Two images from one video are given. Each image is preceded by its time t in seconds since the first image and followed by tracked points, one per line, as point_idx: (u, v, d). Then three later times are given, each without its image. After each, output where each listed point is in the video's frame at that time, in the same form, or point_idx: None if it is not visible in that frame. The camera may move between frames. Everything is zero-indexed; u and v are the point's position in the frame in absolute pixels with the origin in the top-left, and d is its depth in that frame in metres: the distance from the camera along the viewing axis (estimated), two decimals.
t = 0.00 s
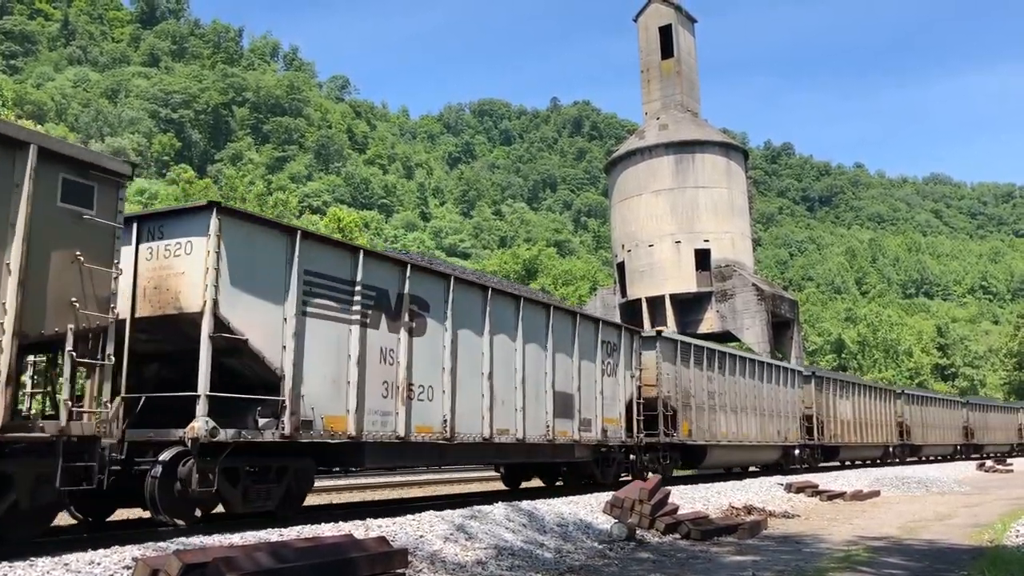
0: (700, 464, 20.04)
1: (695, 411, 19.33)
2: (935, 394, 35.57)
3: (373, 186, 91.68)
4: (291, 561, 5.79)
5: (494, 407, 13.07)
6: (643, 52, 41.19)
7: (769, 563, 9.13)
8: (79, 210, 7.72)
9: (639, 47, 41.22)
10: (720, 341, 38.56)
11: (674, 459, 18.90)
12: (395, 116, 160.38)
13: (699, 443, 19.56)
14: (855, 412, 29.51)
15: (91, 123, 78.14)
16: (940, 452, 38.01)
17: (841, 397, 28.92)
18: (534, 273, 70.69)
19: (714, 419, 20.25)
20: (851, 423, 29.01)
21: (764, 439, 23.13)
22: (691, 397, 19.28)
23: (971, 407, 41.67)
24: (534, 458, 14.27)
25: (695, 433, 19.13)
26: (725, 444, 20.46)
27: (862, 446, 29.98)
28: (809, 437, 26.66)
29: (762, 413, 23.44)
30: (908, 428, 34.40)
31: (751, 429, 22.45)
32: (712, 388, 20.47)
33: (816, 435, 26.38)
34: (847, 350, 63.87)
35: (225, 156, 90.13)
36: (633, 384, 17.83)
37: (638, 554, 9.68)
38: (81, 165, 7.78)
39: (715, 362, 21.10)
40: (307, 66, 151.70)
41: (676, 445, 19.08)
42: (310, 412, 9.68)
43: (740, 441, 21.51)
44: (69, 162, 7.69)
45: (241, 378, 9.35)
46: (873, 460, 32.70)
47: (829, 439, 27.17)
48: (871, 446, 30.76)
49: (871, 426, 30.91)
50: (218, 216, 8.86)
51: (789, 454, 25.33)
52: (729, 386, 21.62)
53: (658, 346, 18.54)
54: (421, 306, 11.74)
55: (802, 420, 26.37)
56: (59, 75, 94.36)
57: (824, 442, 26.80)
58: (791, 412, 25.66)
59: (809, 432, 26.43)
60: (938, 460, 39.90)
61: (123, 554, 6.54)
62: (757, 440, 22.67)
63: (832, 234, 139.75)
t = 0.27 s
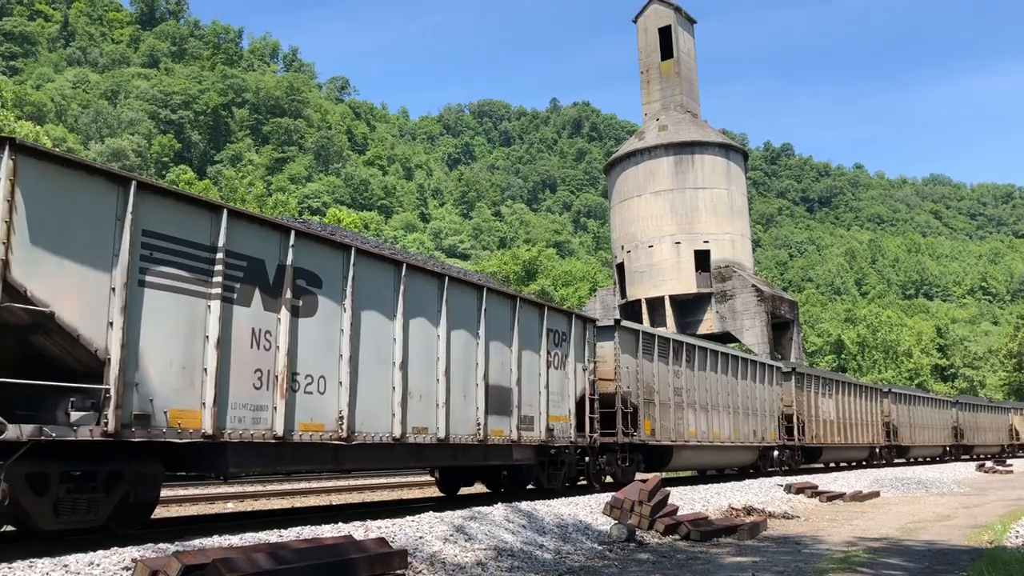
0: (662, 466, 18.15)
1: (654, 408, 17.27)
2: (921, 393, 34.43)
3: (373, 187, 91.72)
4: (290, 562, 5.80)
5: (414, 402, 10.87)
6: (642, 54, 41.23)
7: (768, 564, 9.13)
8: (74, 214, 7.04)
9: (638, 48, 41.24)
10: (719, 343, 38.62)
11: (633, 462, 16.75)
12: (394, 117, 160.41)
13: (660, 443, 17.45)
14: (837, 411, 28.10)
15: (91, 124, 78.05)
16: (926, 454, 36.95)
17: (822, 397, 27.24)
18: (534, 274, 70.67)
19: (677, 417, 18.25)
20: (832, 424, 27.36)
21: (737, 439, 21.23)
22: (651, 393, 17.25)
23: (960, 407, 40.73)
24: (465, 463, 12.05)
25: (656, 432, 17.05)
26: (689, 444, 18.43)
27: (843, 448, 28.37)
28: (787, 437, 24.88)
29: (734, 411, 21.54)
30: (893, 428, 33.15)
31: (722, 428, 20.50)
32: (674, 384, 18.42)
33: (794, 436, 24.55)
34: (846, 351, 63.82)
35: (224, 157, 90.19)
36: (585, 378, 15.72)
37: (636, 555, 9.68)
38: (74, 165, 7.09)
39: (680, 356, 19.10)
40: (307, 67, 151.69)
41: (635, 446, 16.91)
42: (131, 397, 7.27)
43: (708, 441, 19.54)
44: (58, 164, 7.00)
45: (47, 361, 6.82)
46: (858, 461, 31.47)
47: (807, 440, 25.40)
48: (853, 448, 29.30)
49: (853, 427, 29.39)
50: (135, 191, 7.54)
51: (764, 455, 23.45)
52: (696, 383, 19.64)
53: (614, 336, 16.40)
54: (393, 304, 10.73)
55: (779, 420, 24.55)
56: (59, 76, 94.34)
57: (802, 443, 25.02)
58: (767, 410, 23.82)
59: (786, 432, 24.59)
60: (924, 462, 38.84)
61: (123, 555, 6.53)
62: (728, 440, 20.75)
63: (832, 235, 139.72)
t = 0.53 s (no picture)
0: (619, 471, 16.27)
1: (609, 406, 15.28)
2: (909, 391, 33.38)
3: (372, 188, 91.73)
4: (289, 562, 5.78)
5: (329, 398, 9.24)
6: (642, 55, 41.23)
7: (767, 565, 9.12)
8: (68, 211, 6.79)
9: (638, 49, 41.23)
10: (718, 344, 38.66)
11: (582, 466, 14.82)
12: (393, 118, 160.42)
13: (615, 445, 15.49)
14: (818, 410, 26.45)
15: (90, 125, 77.97)
16: (915, 455, 35.99)
17: (803, 395, 25.66)
18: (533, 275, 70.65)
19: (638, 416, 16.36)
20: (813, 424, 25.82)
21: (708, 439, 19.46)
22: (606, 388, 15.30)
23: (949, 407, 39.94)
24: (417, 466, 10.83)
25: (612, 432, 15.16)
26: (651, 445, 16.60)
27: (825, 448, 26.86)
28: (764, 437, 23.22)
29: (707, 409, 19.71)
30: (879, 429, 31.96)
31: (690, 427, 18.66)
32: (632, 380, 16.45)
33: (772, 436, 22.88)
34: (846, 352, 63.80)
35: (223, 158, 90.16)
36: (528, 370, 13.67)
37: (636, 556, 9.65)
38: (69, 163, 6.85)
39: (643, 349, 17.20)
40: (306, 68, 151.67)
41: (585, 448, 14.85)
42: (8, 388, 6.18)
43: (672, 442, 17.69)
44: (56, 161, 6.78)
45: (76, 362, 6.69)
46: (843, 463, 30.02)
47: (787, 441, 23.77)
48: (837, 449, 27.91)
49: (836, 426, 27.95)
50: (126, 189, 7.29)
51: (739, 457, 21.71)
52: (661, 378, 17.71)
53: (565, 322, 14.34)
54: (386, 306, 10.39)
55: (755, 418, 22.87)
56: (58, 77, 94.32)
57: (781, 444, 23.37)
58: (743, 409, 22.04)
59: (763, 432, 22.93)
60: (913, 464, 37.90)
61: (121, 556, 6.51)
62: (697, 440, 18.95)
63: (831, 236, 139.72)
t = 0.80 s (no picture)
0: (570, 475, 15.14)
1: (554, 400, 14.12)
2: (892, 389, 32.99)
3: (371, 189, 91.78)
4: (287, 563, 5.78)
5: (284, 396, 8.95)
6: (640, 55, 41.25)
7: (766, 566, 9.12)
8: (55, 210, 6.76)
9: (637, 50, 41.25)
10: (717, 344, 38.69)
11: (526, 467, 13.62)
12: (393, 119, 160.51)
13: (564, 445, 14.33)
14: (797, 409, 25.79)
15: (89, 125, 77.93)
16: (902, 456, 35.53)
17: (779, 394, 24.86)
18: (532, 276, 70.67)
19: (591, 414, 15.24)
20: (791, 423, 25.06)
21: (673, 439, 18.53)
22: (551, 381, 14.14)
23: (937, 405, 39.49)
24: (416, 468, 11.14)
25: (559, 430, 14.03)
26: (607, 444, 15.57)
27: (805, 449, 26.11)
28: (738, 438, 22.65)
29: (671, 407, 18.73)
30: (863, 428, 31.47)
31: (653, 425, 17.64)
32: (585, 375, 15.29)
33: (746, 436, 22.39)
34: (844, 353, 63.85)
35: (222, 158, 90.20)
36: (455, 360, 12.35)
37: (635, 556, 9.67)
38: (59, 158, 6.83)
39: (599, 341, 16.07)
40: (305, 69, 151.72)
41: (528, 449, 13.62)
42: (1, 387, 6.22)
43: (631, 441, 16.64)
44: (49, 159, 6.79)
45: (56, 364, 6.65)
46: (826, 464, 29.51)
47: (762, 440, 22.98)
48: (816, 450, 27.25)
49: (815, 426, 27.27)
50: (115, 187, 7.28)
51: (710, 457, 20.82)
52: (619, 373, 16.64)
53: (503, 308, 13.08)
54: (377, 306, 10.71)
55: (728, 417, 22.03)
56: (57, 77, 94.33)
57: (755, 443, 22.56)
58: (714, 407, 21.31)
59: (734, 431, 22.10)
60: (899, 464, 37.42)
61: (121, 557, 6.52)
62: (661, 439, 17.99)
63: (830, 237, 139.81)
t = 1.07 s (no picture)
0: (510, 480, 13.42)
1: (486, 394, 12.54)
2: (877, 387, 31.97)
3: (370, 189, 91.77)
4: (286, 564, 5.78)
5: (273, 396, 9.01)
6: (640, 55, 41.23)
7: (766, 566, 9.12)
8: (43, 212, 6.75)
9: (636, 50, 41.26)
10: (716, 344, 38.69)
11: (453, 470, 11.95)
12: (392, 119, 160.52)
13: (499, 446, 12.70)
14: (774, 406, 24.37)
15: (88, 125, 77.83)
16: (890, 456, 34.48)
17: (756, 390, 23.47)
18: (531, 276, 70.67)
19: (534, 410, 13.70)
20: (768, 421, 23.70)
21: (632, 439, 16.87)
22: (482, 372, 12.56)
23: (925, 404, 38.66)
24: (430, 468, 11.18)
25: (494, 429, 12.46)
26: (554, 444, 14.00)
27: (784, 450, 24.74)
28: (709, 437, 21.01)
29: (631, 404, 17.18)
30: (847, 427, 30.31)
31: (609, 424, 16.05)
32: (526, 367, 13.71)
33: (718, 435, 20.84)
34: (844, 353, 63.83)
35: (222, 159, 90.16)
36: (358, 344, 10.41)
37: (634, 557, 9.66)
38: (45, 156, 6.82)
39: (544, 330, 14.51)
40: (304, 69, 151.68)
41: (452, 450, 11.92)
42: None
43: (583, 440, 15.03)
44: (38, 155, 6.79)
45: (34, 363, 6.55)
46: (808, 466, 28.23)
47: (737, 439, 21.55)
48: (797, 450, 25.94)
49: (795, 425, 25.91)
50: (100, 184, 7.26)
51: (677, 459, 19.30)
52: (570, 366, 15.11)
53: (424, 286, 11.45)
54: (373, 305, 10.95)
55: (697, 416, 20.64)
56: (56, 77, 94.27)
57: (729, 443, 21.18)
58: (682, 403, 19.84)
59: (705, 430, 20.68)
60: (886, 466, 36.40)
61: (120, 557, 6.51)
62: (619, 439, 16.41)
63: (829, 237, 139.86)
